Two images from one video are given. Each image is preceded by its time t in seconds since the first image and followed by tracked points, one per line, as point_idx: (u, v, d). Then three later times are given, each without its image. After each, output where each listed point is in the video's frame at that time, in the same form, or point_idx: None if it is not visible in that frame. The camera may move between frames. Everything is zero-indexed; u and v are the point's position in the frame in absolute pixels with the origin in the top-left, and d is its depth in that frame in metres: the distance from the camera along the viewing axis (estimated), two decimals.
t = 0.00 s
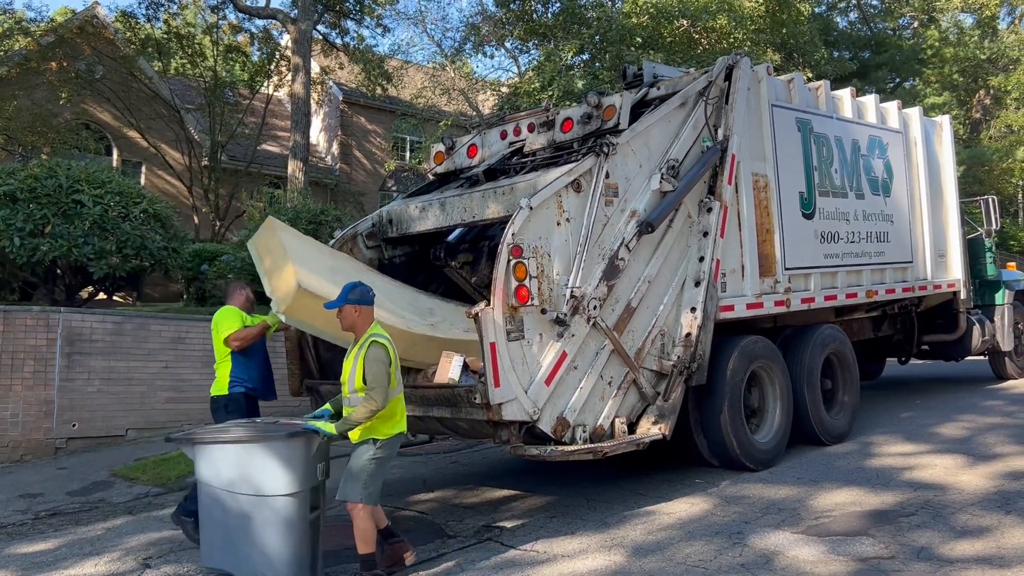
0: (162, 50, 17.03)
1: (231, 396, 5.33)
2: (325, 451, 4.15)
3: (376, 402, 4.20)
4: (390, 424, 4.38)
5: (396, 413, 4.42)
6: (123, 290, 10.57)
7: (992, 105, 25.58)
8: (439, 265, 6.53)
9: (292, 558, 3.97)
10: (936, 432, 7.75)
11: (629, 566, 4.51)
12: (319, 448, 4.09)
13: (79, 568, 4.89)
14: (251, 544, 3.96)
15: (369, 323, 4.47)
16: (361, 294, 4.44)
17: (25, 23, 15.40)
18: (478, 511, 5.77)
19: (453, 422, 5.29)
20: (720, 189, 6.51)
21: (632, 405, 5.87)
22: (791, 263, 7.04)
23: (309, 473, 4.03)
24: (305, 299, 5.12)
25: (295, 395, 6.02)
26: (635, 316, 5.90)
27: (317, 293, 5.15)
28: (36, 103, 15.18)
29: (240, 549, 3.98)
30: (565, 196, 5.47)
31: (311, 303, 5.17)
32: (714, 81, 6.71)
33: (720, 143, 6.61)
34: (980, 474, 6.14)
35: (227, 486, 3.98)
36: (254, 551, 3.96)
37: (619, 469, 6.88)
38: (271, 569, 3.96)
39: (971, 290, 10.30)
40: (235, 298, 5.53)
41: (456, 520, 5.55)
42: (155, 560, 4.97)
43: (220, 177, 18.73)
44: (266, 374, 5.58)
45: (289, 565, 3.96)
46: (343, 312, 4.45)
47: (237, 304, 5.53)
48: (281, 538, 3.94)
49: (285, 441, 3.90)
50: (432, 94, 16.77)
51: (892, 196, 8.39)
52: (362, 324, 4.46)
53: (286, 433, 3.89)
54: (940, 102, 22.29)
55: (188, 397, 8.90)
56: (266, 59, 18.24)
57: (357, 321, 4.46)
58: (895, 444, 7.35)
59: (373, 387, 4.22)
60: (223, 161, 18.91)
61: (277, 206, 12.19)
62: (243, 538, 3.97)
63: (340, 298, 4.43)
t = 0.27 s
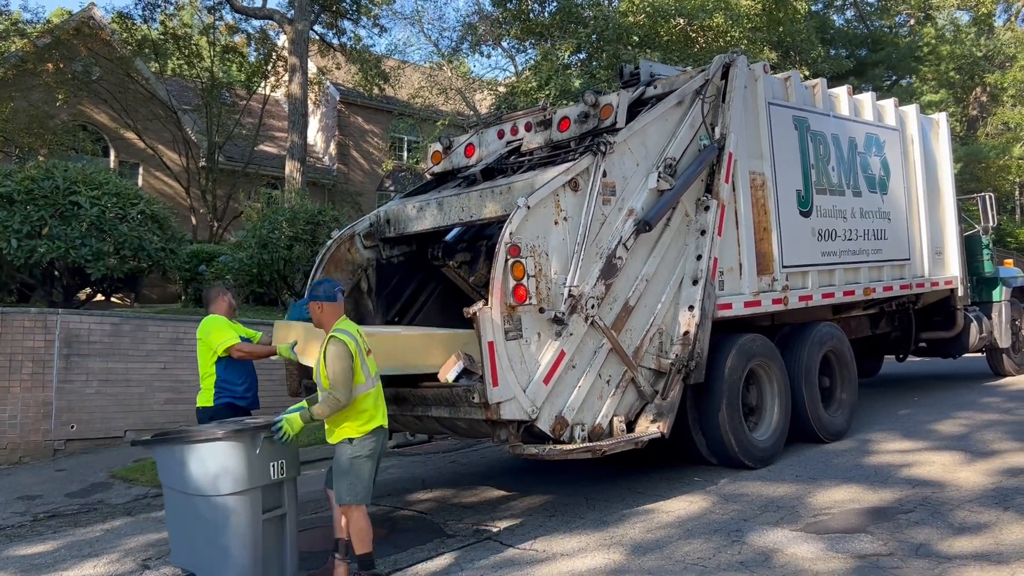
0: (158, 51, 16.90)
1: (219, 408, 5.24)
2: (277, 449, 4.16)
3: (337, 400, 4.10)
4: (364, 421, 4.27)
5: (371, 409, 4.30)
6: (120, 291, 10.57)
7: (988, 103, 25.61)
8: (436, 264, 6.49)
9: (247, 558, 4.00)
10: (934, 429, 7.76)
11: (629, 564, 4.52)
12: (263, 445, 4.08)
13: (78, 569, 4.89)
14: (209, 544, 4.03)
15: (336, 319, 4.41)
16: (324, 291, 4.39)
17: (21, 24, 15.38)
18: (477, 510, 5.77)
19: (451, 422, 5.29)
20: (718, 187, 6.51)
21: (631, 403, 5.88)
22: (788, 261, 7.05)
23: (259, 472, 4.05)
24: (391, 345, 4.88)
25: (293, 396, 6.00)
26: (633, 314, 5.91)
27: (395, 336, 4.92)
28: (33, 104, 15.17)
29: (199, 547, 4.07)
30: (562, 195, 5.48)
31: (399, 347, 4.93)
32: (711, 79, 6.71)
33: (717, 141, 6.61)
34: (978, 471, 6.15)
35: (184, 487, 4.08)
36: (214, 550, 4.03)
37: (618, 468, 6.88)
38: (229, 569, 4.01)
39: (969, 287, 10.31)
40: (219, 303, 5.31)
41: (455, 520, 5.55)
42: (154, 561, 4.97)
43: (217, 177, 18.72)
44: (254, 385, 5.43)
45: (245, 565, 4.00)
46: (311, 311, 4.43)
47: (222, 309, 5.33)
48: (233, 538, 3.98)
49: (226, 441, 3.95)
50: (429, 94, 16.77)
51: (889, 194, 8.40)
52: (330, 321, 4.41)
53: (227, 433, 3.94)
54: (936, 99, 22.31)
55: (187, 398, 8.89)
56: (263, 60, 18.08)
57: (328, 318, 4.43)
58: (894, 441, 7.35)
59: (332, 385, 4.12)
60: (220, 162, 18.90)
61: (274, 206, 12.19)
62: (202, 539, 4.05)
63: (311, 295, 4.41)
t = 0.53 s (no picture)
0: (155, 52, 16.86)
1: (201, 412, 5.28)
2: (247, 459, 4.21)
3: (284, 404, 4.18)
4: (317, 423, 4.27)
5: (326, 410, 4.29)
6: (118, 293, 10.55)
7: (985, 100, 25.66)
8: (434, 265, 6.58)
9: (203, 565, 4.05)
10: (932, 426, 7.77)
11: (627, 564, 4.52)
12: (229, 453, 4.14)
13: (76, 572, 4.89)
14: (173, 546, 4.13)
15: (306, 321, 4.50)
16: (294, 296, 4.51)
17: (17, 26, 15.38)
18: (476, 510, 5.77)
19: (449, 422, 5.28)
20: (715, 186, 6.51)
21: (628, 403, 5.88)
22: (786, 259, 7.06)
23: (223, 481, 4.12)
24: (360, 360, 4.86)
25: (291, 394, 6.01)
26: (631, 314, 5.90)
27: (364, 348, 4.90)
28: (29, 106, 15.14)
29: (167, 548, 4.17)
30: (559, 194, 5.47)
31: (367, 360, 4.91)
32: (707, 78, 6.71)
33: (714, 140, 6.61)
34: (976, 468, 6.15)
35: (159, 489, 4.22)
36: (176, 553, 4.12)
37: (616, 467, 6.89)
38: (186, 573, 4.07)
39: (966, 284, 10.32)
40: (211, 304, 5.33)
41: (453, 520, 5.56)
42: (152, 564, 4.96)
43: (215, 178, 18.70)
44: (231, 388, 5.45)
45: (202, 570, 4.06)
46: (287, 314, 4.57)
47: (211, 311, 5.34)
48: (190, 543, 4.04)
49: (192, 448, 4.05)
50: (426, 94, 16.75)
51: (886, 192, 8.41)
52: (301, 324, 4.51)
53: (195, 439, 4.05)
54: (933, 97, 22.32)
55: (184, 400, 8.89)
56: (259, 60, 18.22)
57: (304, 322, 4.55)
58: (892, 438, 7.36)
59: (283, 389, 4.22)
60: (217, 163, 18.89)
61: (271, 207, 12.17)
62: (167, 541, 4.15)
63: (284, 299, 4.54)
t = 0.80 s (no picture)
0: (150, 53, 17.02)
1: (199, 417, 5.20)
2: (219, 458, 4.16)
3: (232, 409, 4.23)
4: (272, 427, 4.25)
5: (283, 415, 4.27)
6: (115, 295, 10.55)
7: (981, 98, 25.70)
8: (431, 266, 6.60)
9: (173, 564, 3.97)
10: (930, 424, 7.77)
11: (625, 564, 4.51)
12: (203, 453, 4.08)
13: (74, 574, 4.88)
14: (142, 545, 4.04)
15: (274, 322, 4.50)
16: (261, 301, 4.54)
17: (12, 28, 15.39)
18: (474, 510, 5.76)
19: (447, 423, 5.28)
20: (711, 185, 6.52)
21: (626, 403, 5.88)
22: (782, 258, 7.06)
23: (197, 479, 4.05)
24: (352, 367, 4.85)
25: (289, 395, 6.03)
26: (628, 313, 5.90)
27: (354, 355, 4.89)
28: (25, 108, 15.13)
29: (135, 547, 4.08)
30: (556, 194, 5.47)
31: (358, 367, 4.90)
32: (703, 77, 6.70)
33: (710, 140, 6.61)
34: (974, 466, 6.16)
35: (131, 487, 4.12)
36: (144, 552, 4.03)
37: (615, 467, 6.89)
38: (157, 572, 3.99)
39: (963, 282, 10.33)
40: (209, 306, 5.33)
41: (451, 520, 5.56)
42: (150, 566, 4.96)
43: (212, 180, 18.70)
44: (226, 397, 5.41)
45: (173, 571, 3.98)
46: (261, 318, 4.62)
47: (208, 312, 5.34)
48: (163, 541, 3.97)
49: (167, 446, 3.96)
50: (422, 94, 16.75)
51: (882, 190, 8.41)
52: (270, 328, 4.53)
53: (170, 439, 3.97)
54: (929, 95, 22.37)
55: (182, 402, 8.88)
56: (256, 61, 18.14)
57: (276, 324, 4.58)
58: (890, 436, 7.36)
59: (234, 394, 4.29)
60: (214, 164, 18.88)
61: (269, 208, 12.17)
62: (138, 540, 4.06)
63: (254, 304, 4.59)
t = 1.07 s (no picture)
0: (147, 55, 16.89)
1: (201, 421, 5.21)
2: (154, 458, 4.32)
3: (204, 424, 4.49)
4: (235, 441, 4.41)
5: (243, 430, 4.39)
6: (112, 297, 10.54)
7: (976, 97, 25.74)
8: (428, 266, 6.60)
9: (109, 560, 4.09)
10: (927, 422, 7.78)
11: (623, 563, 4.51)
12: (138, 453, 4.22)
13: None
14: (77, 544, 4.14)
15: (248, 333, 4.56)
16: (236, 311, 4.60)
17: (8, 30, 15.36)
18: (472, 510, 5.76)
19: (445, 423, 5.28)
20: (708, 184, 6.52)
21: (624, 402, 5.88)
22: (779, 257, 7.06)
23: (130, 478, 4.19)
24: (345, 370, 4.88)
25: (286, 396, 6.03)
26: (626, 313, 5.90)
27: (349, 359, 4.92)
28: (21, 111, 15.10)
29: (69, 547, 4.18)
30: (552, 194, 5.47)
31: (353, 370, 4.93)
32: (700, 76, 6.71)
33: (706, 139, 6.61)
34: (971, 464, 6.16)
35: (66, 488, 4.23)
36: (78, 550, 4.14)
37: (613, 466, 6.89)
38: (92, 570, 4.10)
39: (960, 281, 10.34)
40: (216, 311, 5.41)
41: (450, 521, 5.55)
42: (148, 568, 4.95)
43: (208, 181, 18.68)
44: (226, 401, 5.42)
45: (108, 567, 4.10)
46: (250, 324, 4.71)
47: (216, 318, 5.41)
48: (99, 538, 4.09)
49: (102, 447, 4.08)
50: (419, 95, 16.74)
51: (879, 188, 8.42)
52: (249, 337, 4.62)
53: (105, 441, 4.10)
54: (925, 94, 22.40)
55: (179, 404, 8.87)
56: (251, 62, 18.26)
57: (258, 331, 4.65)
58: (888, 435, 7.37)
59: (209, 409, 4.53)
60: (210, 165, 18.85)
61: (266, 209, 12.16)
62: (73, 539, 4.15)
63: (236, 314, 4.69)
